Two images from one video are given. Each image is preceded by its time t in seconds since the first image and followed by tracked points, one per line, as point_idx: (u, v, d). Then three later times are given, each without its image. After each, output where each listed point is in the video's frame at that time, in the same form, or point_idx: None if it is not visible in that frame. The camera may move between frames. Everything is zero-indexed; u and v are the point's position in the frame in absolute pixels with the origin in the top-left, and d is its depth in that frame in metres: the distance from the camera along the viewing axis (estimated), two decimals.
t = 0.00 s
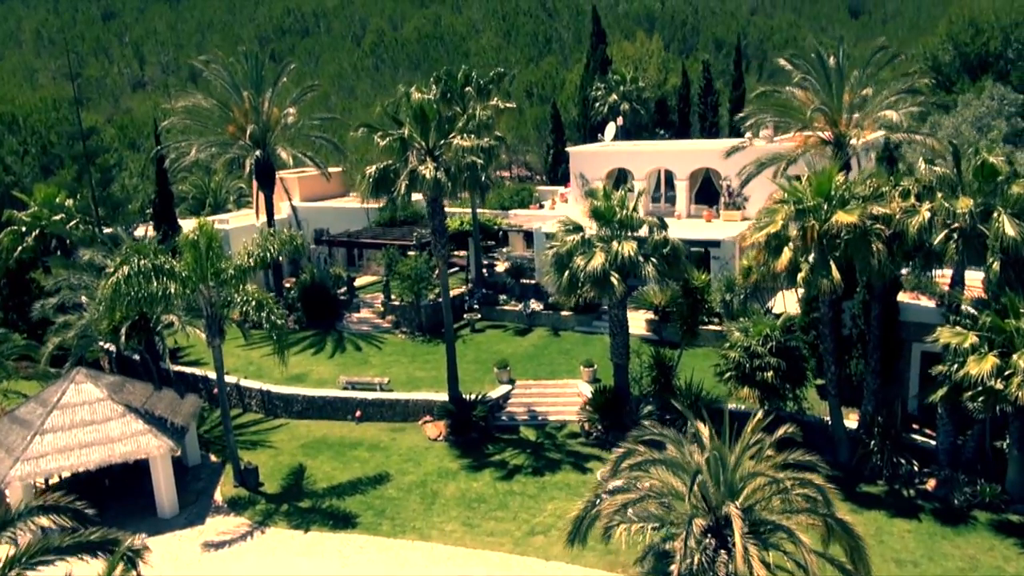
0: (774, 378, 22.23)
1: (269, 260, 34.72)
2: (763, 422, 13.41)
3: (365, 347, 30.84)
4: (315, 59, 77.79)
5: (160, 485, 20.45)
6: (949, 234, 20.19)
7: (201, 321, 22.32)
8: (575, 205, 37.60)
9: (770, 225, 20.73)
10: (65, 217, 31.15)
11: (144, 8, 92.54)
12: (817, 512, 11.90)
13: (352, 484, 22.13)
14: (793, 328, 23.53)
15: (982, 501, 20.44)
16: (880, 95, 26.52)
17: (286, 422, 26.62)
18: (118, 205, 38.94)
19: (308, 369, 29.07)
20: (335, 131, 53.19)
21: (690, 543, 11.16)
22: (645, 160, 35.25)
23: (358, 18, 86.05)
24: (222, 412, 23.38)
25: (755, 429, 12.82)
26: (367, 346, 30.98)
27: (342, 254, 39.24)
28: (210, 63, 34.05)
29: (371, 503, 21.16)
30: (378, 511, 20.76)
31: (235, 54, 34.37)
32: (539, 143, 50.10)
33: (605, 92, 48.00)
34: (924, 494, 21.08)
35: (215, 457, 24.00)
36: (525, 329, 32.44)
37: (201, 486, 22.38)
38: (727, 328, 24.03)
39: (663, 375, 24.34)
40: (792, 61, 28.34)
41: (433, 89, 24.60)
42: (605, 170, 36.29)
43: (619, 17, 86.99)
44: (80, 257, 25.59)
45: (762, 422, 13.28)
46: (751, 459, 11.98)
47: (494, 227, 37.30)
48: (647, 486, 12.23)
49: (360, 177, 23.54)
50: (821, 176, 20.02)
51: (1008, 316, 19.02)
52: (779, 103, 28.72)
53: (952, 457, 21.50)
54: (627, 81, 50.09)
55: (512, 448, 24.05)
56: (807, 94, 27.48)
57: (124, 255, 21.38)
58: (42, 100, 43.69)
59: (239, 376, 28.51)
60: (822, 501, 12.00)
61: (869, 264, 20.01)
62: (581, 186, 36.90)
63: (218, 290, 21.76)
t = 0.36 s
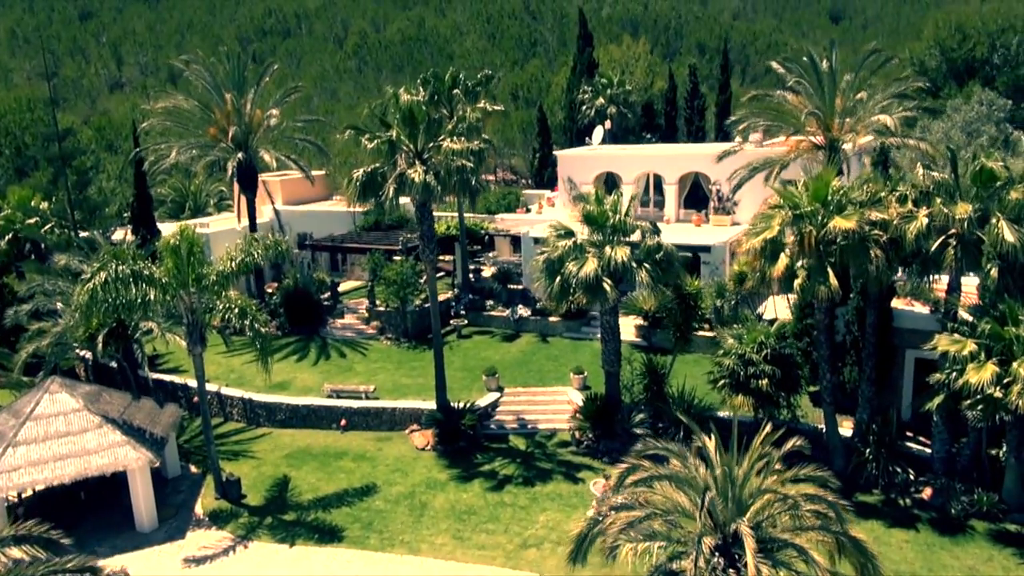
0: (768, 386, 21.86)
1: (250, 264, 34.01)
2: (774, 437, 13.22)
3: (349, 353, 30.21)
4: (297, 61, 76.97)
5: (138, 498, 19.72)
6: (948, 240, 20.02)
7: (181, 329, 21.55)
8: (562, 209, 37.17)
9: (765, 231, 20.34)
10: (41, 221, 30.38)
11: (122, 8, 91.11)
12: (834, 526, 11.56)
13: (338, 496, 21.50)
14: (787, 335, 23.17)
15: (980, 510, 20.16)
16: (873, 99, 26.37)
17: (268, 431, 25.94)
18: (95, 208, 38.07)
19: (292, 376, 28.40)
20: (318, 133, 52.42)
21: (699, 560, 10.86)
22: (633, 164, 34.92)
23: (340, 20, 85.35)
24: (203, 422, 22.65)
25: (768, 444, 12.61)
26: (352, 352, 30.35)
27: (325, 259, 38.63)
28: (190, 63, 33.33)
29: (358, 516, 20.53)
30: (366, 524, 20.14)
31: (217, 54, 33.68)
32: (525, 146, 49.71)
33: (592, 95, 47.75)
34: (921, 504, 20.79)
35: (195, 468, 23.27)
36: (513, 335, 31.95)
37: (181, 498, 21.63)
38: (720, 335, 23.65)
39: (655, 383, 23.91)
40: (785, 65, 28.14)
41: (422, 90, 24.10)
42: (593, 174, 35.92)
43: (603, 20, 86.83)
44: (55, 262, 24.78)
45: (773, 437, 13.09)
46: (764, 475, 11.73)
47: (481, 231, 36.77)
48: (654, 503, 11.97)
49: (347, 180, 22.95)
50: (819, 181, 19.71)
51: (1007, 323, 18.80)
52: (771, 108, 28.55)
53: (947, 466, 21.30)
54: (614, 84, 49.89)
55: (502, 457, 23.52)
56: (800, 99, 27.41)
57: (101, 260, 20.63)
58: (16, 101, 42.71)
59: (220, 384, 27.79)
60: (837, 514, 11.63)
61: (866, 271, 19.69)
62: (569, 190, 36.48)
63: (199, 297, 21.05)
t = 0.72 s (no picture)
0: (764, 394, 21.47)
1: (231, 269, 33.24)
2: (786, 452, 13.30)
3: (333, 361, 29.50)
4: (277, 63, 76.00)
5: (114, 513, 18.93)
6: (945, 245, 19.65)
7: (160, 337, 20.71)
8: (549, 214, 36.67)
9: (762, 237, 19.90)
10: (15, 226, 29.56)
11: (98, 8, 89.56)
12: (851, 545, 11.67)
13: (323, 509, 20.81)
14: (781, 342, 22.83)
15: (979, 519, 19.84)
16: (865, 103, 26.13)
17: (250, 441, 25.18)
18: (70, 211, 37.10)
19: (273, 385, 27.64)
20: (299, 135, 51.64)
21: None
22: (621, 168, 34.49)
23: (321, 22, 84.53)
24: (182, 433, 21.88)
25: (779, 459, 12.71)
26: (335, 359, 29.65)
27: (307, 263, 37.94)
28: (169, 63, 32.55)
29: (344, 530, 19.85)
30: (352, 539, 19.47)
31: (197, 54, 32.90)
32: (510, 150, 49.25)
33: (577, 99, 47.43)
34: (919, 513, 20.45)
35: (174, 481, 22.47)
36: (499, 341, 31.39)
37: (160, 513, 20.85)
38: (714, 341, 23.23)
39: (648, 391, 23.56)
40: (776, 69, 27.82)
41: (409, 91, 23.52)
42: (580, 178, 35.42)
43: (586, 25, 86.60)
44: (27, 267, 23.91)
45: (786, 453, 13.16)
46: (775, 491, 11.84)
47: (467, 235, 36.23)
48: (662, 522, 11.98)
49: (333, 184, 22.30)
50: (815, 185, 19.34)
51: (1007, 330, 18.42)
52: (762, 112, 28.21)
53: (944, 474, 21.04)
54: (599, 88, 49.55)
55: (491, 467, 22.94)
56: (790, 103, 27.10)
57: (76, 265, 19.83)
58: None
59: (199, 393, 26.98)
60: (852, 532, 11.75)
61: (864, 276, 19.34)
62: (556, 195, 35.98)
63: (179, 304, 20.27)
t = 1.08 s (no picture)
0: (760, 402, 21.04)
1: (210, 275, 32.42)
2: (796, 469, 13.79)
3: (315, 368, 28.78)
4: (257, 65, 75.06)
5: (86, 529, 18.13)
6: (941, 249, 19.14)
7: (136, 346, 19.90)
8: (536, 217, 36.23)
9: (757, 243, 19.41)
10: None
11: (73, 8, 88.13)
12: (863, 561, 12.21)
13: (307, 523, 20.09)
14: (775, 349, 22.41)
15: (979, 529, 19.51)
16: (858, 106, 25.83)
17: (230, 452, 24.42)
18: (44, 215, 36.14)
19: (254, 393, 26.85)
20: (279, 138, 50.87)
21: None
22: (609, 172, 34.02)
23: (301, 24, 83.69)
24: (159, 445, 21.10)
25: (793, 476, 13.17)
26: (318, 367, 28.92)
27: (288, 268, 37.24)
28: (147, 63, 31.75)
29: (329, 545, 19.14)
30: (337, 554, 18.77)
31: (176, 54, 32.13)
32: (494, 153, 48.76)
33: (562, 102, 47.01)
34: (917, 523, 20.09)
35: (151, 495, 21.66)
36: (486, 347, 30.81)
37: (136, 528, 20.03)
38: (707, 348, 22.77)
39: (640, 399, 23.15)
40: (766, 72, 27.47)
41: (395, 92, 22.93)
42: (566, 182, 34.91)
43: (570, 29, 86.35)
44: None
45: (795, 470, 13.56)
46: (786, 510, 12.32)
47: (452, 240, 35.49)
48: (673, 541, 12.24)
49: (317, 187, 21.64)
50: (812, 189, 18.89)
51: (1007, 337, 18.03)
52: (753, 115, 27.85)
53: (942, 483, 20.75)
54: (584, 92, 49.14)
55: (480, 478, 22.33)
56: (780, 106, 26.72)
57: (48, 272, 19.04)
58: None
59: (177, 402, 26.13)
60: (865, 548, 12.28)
61: (862, 282, 18.93)
62: (543, 199, 35.49)
63: (156, 311, 19.50)
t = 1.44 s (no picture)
0: (755, 409, 20.65)
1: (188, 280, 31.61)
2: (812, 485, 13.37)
3: (297, 376, 28.06)
4: (235, 67, 74.06)
5: (58, 548, 17.32)
6: (937, 255, 18.90)
7: (111, 355, 19.13)
8: (522, 221, 35.80)
9: (753, 247, 18.98)
10: None
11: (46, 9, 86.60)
12: None
13: (290, 538, 19.39)
14: (769, 355, 22.01)
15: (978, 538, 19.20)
16: (849, 109, 25.56)
17: (209, 464, 23.66)
18: (16, 219, 35.15)
19: (234, 403, 26.06)
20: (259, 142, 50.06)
21: None
22: (596, 175, 33.58)
23: (281, 26, 82.77)
24: (135, 458, 20.29)
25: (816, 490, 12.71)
26: (300, 374, 28.19)
27: (269, 273, 36.51)
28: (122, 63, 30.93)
29: (314, 561, 18.45)
30: (322, 571, 18.09)
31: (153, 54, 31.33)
32: (478, 156, 48.25)
33: (546, 105, 46.62)
34: (915, 532, 19.77)
35: (127, 509, 20.84)
36: (472, 353, 30.23)
37: (111, 545, 19.22)
38: (701, 354, 22.35)
39: (632, 406, 22.70)
40: (756, 74, 27.13)
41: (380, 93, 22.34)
42: (552, 186, 34.43)
43: (551, 32, 86.00)
44: None
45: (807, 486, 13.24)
46: (802, 534, 12.04)
47: (437, 244, 34.71)
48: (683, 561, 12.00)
49: (300, 190, 20.99)
50: (808, 193, 18.51)
51: (1008, 342, 17.71)
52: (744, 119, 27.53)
53: (939, 491, 20.49)
54: (568, 95, 48.71)
55: (469, 489, 21.75)
56: (770, 109, 26.37)
57: (18, 278, 18.26)
58: None
59: (153, 412, 25.31)
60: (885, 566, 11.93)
61: (860, 288, 18.56)
62: (528, 202, 35.05)
63: (132, 318, 18.73)
